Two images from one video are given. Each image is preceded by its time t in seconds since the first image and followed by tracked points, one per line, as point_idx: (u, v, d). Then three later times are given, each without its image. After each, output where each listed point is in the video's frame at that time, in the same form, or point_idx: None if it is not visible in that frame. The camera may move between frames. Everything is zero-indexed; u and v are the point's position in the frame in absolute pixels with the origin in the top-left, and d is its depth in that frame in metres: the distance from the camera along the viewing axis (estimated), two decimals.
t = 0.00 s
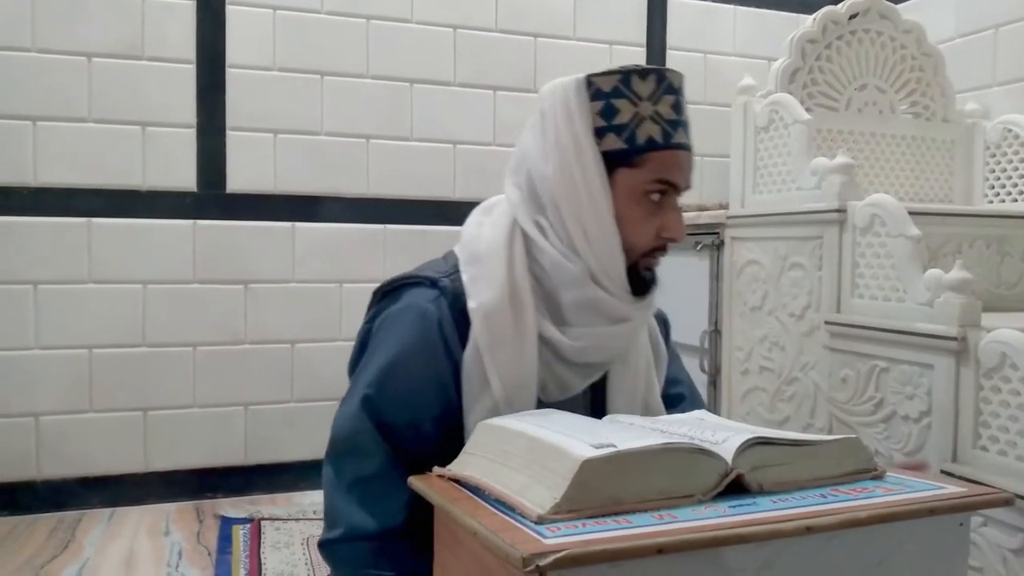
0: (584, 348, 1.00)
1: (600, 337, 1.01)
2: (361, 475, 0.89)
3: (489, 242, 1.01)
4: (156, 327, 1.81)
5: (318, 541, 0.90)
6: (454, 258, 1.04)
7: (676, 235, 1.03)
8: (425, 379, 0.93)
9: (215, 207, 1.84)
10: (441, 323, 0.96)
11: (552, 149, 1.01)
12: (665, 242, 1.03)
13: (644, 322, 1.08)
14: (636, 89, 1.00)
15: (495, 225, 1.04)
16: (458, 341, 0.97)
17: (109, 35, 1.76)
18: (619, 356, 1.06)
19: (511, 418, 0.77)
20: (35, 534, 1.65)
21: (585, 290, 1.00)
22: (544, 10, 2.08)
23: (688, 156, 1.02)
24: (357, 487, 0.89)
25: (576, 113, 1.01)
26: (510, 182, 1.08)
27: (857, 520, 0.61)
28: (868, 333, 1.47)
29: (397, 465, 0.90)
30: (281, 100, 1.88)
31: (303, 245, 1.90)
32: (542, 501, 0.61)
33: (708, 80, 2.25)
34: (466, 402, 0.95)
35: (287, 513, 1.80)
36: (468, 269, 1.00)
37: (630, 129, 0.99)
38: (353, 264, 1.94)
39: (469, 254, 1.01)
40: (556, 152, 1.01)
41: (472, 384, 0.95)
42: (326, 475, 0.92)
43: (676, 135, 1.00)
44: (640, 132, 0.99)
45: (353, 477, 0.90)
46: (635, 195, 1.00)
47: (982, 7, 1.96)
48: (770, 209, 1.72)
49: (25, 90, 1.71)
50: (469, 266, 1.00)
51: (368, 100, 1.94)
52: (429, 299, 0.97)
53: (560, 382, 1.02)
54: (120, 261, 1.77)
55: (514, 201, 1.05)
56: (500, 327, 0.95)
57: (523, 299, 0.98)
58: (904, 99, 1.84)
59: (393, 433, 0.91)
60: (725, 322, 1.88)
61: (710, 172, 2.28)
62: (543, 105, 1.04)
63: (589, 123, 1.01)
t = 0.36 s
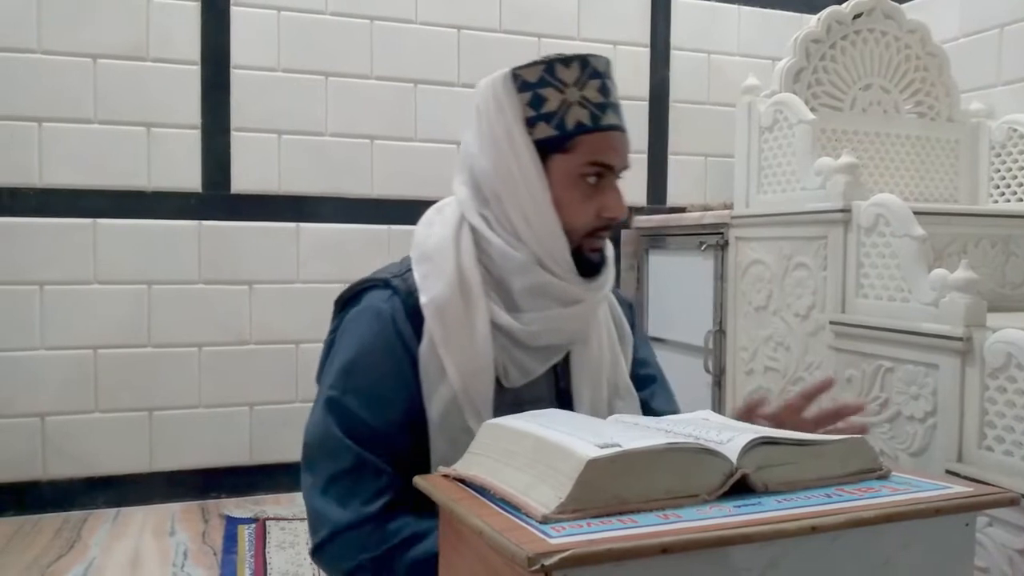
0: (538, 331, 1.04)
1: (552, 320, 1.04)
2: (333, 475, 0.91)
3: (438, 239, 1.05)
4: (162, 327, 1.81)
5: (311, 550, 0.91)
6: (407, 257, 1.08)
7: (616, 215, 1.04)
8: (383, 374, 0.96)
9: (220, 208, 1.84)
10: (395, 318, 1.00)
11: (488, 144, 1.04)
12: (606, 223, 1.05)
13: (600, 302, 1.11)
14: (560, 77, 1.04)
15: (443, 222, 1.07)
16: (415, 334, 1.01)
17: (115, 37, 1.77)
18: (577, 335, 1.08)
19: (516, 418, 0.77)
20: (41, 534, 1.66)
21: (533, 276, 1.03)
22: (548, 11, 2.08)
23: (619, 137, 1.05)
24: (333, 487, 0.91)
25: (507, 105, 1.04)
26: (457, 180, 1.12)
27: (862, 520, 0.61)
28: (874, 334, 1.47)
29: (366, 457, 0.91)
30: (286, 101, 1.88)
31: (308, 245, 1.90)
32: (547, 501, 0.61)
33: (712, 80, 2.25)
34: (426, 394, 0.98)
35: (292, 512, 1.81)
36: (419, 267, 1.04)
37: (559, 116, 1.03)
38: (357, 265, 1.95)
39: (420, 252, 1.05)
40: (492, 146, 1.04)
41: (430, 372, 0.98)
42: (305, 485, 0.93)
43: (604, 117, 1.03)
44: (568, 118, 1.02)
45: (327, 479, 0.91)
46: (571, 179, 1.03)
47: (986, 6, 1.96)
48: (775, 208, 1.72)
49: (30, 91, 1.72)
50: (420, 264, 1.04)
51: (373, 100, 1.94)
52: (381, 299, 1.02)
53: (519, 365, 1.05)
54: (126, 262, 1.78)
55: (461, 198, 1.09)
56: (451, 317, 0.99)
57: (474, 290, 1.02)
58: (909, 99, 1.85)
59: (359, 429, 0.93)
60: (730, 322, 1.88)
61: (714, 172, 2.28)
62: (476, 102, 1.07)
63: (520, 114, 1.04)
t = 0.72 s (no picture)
0: (513, 322, 1.09)
1: (525, 311, 1.10)
2: (330, 482, 0.94)
3: (410, 243, 1.10)
4: (164, 327, 1.81)
5: (324, 560, 0.94)
6: (381, 262, 1.13)
7: (578, 199, 1.11)
8: (368, 379, 1.00)
9: (222, 209, 1.84)
10: (374, 322, 1.05)
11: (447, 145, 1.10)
12: (569, 207, 1.11)
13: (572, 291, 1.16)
14: (508, 70, 1.10)
15: (413, 226, 1.13)
16: (394, 335, 1.05)
17: (116, 37, 1.77)
18: (552, 325, 1.14)
19: (518, 418, 0.77)
20: (44, 534, 1.66)
21: (504, 269, 1.09)
22: (550, 9, 2.08)
23: (572, 122, 1.11)
24: (331, 495, 0.94)
25: (460, 105, 1.10)
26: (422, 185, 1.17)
27: (866, 520, 0.61)
28: (876, 333, 1.47)
29: (358, 460, 0.94)
30: (288, 100, 1.88)
31: (310, 244, 1.90)
32: (550, 500, 0.61)
33: (713, 79, 2.25)
34: (409, 391, 1.03)
35: (294, 512, 1.81)
36: (392, 269, 1.09)
37: (512, 108, 1.09)
38: (359, 264, 1.95)
39: (393, 255, 1.10)
40: (451, 147, 1.10)
41: (411, 371, 1.03)
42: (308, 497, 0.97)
43: (555, 104, 1.10)
44: (521, 108, 1.09)
45: (325, 487, 0.95)
46: (530, 169, 1.09)
47: (989, 5, 1.96)
48: (776, 207, 1.72)
49: (32, 91, 1.72)
50: (393, 267, 1.09)
51: (374, 100, 1.94)
52: (359, 305, 1.06)
53: (498, 358, 1.10)
54: (128, 262, 1.78)
55: (427, 202, 1.14)
56: (427, 314, 1.04)
57: (448, 288, 1.07)
58: (911, 97, 1.84)
59: (350, 433, 0.96)
60: (732, 321, 1.88)
61: (716, 171, 2.28)
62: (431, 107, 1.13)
63: (474, 113, 1.10)
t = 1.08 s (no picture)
0: (503, 322, 1.09)
1: (515, 310, 1.09)
2: (319, 485, 0.95)
3: (398, 246, 1.10)
4: (164, 327, 1.81)
5: (314, 563, 0.95)
6: (371, 266, 1.13)
7: (563, 197, 1.11)
8: (357, 382, 1.00)
9: (223, 209, 1.84)
10: (362, 325, 1.05)
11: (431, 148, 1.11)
12: (555, 206, 1.12)
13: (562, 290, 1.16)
14: (489, 71, 1.10)
15: (401, 230, 1.13)
16: (382, 337, 1.06)
17: (118, 37, 1.77)
18: (542, 323, 1.14)
19: (517, 419, 0.77)
20: (43, 533, 1.66)
21: (492, 269, 1.09)
22: (552, 10, 2.08)
23: (554, 120, 1.11)
24: (320, 498, 0.94)
25: (443, 107, 1.11)
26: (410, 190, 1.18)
27: (866, 522, 0.61)
28: (876, 335, 1.47)
29: (347, 463, 0.95)
30: (289, 101, 1.88)
31: (311, 245, 1.90)
32: (550, 502, 0.61)
33: (714, 80, 2.25)
34: (397, 394, 1.03)
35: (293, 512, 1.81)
36: (381, 273, 1.09)
37: (493, 108, 1.09)
38: (360, 265, 1.95)
39: (381, 259, 1.11)
40: (435, 150, 1.11)
41: (398, 375, 1.03)
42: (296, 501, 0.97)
43: (537, 103, 1.10)
44: (502, 108, 1.09)
45: (314, 490, 0.95)
46: (514, 169, 1.09)
47: (991, 7, 1.96)
48: (776, 209, 1.72)
49: (33, 91, 1.72)
50: (382, 270, 1.09)
51: (376, 100, 1.95)
52: (347, 308, 1.07)
53: (488, 360, 1.10)
54: (128, 262, 1.78)
55: (415, 205, 1.15)
56: (414, 316, 1.04)
57: (436, 291, 1.07)
58: (911, 99, 1.84)
59: (339, 436, 0.97)
60: (732, 322, 1.88)
61: (717, 173, 2.28)
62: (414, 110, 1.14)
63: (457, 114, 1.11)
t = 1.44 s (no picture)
0: (505, 324, 1.09)
1: (517, 312, 1.09)
2: (319, 486, 0.95)
3: (401, 246, 1.10)
4: (166, 327, 1.81)
5: (313, 564, 0.95)
6: (374, 267, 1.13)
7: (567, 199, 1.11)
8: (357, 384, 1.00)
9: (225, 209, 1.84)
10: (363, 326, 1.05)
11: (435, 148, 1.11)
12: (558, 208, 1.11)
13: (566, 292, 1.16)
14: (494, 71, 1.11)
15: (404, 231, 1.13)
16: (384, 339, 1.05)
17: (119, 37, 1.77)
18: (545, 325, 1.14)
19: (519, 418, 0.77)
20: (46, 533, 1.66)
21: (495, 270, 1.09)
22: (554, 9, 2.08)
23: (559, 122, 1.11)
24: (320, 499, 0.94)
25: (447, 107, 1.11)
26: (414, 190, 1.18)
27: (868, 522, 0.61)
28: (878, 334, 1.47)
29: (347, 464, 0.95)
30: (290, 101, 1.88)
31: (312, 245, 1.90)
32: (551, 501, 0.61)
33: (716, 79, 2.25)
34: (397, 396, 1.03)
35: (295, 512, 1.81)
36: (383, 274, 1.09)
37: (498, 109, 1.09)
38: (361, 265, 1.95)
39: (384, 259, 1.11)
40: (439, 150, 1.10)
41: (400, 376, 1.03)
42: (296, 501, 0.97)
43: (542, 104, 1.10)
44: (507, 109, 1.09)
45: (314, 491, 0.95)
46: (518, 170, 1.09)
47: (993, 5, 1.95)
48: (778, 208, 1.72)
49: (35, 91, 1.72)
50: (384, 271, 1.09)
51: (377, 100, 1.95)
52: (349, 310, 1.07)
53: (490, 361, 1.10)
54: (130, 262, 1.78)
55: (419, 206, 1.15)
56: (416, 317, 1.04)
57: (437, 291, 1.07)
58: (913, 97, 1.84)
59: (339, 437, 0.97)
60: (734, 322, 1.88)
61: (718, 172, 2.28)
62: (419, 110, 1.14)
63: (461, 115, 1.11)
